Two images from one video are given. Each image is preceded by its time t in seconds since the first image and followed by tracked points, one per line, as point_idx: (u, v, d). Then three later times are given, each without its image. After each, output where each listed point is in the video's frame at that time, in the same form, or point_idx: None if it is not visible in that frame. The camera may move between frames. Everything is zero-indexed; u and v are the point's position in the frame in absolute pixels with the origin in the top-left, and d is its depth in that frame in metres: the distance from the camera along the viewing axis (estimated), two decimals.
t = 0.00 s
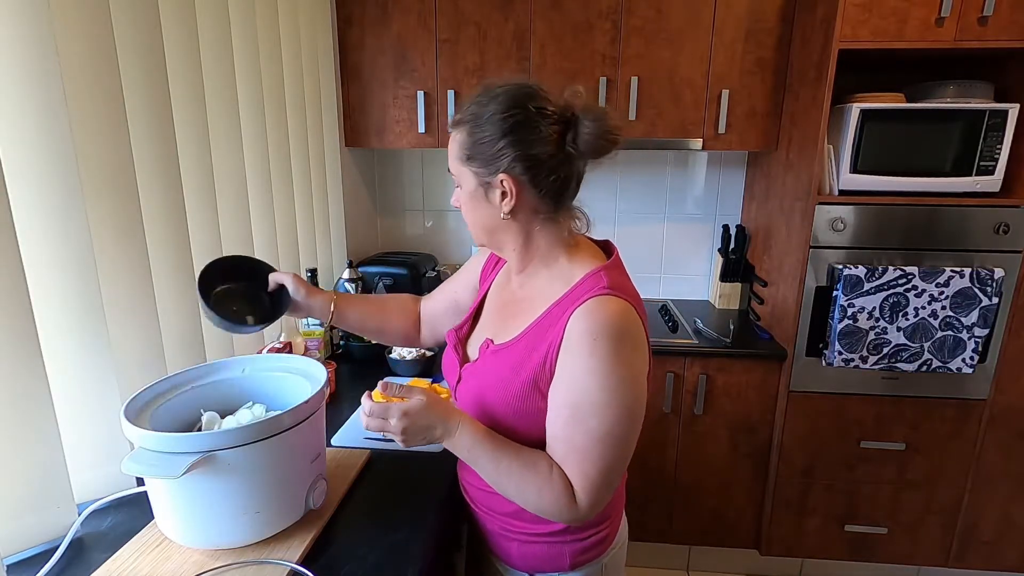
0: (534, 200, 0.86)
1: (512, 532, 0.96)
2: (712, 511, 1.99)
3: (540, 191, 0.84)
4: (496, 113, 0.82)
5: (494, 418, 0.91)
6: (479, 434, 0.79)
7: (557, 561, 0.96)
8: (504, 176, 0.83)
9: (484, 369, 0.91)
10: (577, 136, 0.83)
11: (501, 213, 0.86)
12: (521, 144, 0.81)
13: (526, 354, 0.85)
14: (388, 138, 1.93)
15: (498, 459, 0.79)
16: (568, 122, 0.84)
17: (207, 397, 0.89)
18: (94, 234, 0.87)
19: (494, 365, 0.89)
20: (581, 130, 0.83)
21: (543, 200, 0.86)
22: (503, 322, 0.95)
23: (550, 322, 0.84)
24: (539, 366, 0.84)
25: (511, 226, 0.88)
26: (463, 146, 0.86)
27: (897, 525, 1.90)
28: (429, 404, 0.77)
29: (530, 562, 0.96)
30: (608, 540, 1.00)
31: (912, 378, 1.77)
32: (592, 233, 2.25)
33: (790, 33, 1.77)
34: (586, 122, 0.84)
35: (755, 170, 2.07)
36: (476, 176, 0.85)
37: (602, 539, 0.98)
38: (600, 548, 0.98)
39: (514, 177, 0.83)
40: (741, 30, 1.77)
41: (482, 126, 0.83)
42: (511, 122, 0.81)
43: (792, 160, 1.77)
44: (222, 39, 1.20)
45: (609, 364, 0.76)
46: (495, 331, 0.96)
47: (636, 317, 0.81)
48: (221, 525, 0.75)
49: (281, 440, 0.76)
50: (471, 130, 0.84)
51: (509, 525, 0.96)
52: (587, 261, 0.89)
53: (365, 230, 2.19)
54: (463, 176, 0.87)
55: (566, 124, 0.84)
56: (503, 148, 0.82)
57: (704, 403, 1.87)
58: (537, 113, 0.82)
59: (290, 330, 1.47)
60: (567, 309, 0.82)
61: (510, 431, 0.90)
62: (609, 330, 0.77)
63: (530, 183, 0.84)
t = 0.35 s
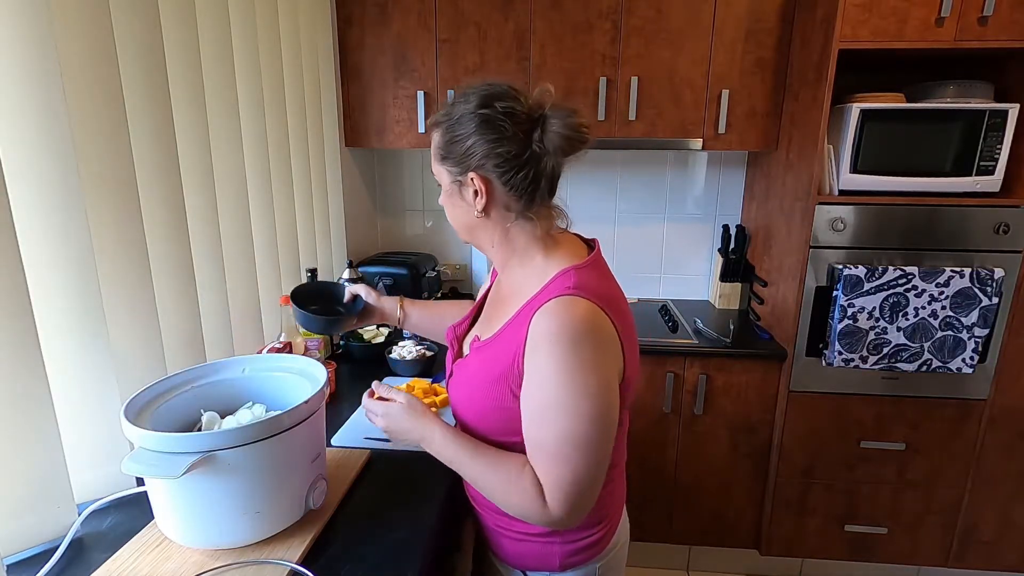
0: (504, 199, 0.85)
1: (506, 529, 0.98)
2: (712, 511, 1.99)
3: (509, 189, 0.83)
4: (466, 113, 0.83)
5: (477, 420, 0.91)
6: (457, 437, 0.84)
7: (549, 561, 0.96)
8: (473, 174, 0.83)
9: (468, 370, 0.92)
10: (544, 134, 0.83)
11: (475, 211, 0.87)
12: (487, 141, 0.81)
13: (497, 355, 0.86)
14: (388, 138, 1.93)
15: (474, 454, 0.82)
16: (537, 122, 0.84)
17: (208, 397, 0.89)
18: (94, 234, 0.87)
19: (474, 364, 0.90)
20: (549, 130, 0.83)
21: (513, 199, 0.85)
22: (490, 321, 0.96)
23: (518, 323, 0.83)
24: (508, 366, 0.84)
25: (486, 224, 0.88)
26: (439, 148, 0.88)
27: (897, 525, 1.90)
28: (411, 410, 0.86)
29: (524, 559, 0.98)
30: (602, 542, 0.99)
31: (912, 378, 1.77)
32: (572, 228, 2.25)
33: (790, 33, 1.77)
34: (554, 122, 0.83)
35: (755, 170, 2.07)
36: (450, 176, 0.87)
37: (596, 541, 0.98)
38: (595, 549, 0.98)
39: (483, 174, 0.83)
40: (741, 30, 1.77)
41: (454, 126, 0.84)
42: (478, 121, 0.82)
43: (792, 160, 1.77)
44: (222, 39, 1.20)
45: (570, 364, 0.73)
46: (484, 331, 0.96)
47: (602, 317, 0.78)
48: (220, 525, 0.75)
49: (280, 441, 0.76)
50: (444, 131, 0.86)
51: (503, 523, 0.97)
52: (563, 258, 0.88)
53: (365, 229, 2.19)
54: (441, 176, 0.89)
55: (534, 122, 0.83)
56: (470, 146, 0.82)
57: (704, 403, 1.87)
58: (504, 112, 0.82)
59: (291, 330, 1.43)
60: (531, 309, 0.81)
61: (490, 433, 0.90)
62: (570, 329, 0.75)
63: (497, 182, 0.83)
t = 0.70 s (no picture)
0: (511, 195, 0.85)
1: (493, 516, 1.00)
2: (712, 511, 1.99)
3: (516, 184, 0.84)
4: (466, 114, 0.83)
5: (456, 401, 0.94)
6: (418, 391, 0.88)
7: (531, 551, 0.98)
8: (478, 173, 0.83)
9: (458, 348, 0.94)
10: (544, 128, 0.84)
11: (481, 209, 0.86)
12: (492, 140, 0.81)
13: (474, 335, 0.89)
14: (388, 138, 1.93)
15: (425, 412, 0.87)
16: (535, 117, 0.84)
17: (208, 397, 0.89)
18: (94, 234, 0.87)
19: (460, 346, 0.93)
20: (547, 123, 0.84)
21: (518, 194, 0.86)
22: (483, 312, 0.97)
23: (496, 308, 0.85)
24: (478, 347, 0.87)
25: (490, 222, 0.88)
26: (439, 151, 0.87)
27: (897, 525, 1.90)
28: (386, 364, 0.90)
29: (508, 546, 1.00)
30: (586, 540, 0.99)
31: (912, 378, 1.77)
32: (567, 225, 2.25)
33: (790, 33, 1.77)
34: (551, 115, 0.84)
35: (755, 170, 2.08)
36: (453, 177, 0.86)
37: (579, 537, 0.98)
38: (577, 545, 0.99)
39: (489, 173, 0.83)
40: (741, 30, 1.77)
41: (453, 129, 0.84)
42: (480, 122, 0.82)
43: (792, 160, 1.77)
44: (222, 39, 1.20)
45: (518, 356, 0.74)
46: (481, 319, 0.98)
47: (571, 321, 0.78)
48: (219, 525, 0.75)
49: (280, 441, 0.76)
50: (444, 134, 0.85)
51: (492, 510, 0.99)
52: (551, 254, 0.88)
53: (365, 229, 2.19)
54: (443, 180, 0.88)
55: (532, 118, 0.84)
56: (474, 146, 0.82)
57: (704, 403, 1.88)
58: (503, 110, 0.82)
59: (291, 330, 1.42)
60: (511, 298, 0.83)
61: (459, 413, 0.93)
62: (533, 325, 0.75)
63: (502, 178, 0.84)
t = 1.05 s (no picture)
0: (523, 191, 0.86)
1: (491, 514, 0.99)
2: (712, 510, 1.99)
3: (530, 179, 0.85)
4: (478, 112, 0.82)
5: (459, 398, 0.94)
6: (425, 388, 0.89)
7: (530, 548, 0.98)
8: (492, 170, 0.83)
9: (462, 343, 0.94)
10: (554, 124, 0.85)
11: (493, 207, 0.86)
12: (506, 137, 0.81)
13: (481, 331, 0.89)
14: (388, 138, 1.93)
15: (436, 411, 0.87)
16: (544, 115, 0.86)
17: (208, 397, 0.89)
18: (94, 234, 0.87)
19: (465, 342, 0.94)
20: (556, 120, 0.85)
21: (529, 190, 0.87)
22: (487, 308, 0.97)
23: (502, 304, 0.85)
24: (486, 342, 0.87)
25: (499, 220, 0.88)
26: (447, 150, 0.86)
27: (897, 525, 1.90)
28: (393, 361, 0.91)
29: (506, 544, 0.99)
30: (584, 537, 0.99)
31: (912, 378, 1.77)
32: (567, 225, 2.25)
33: (790, 33, 1.77)
34: (560, 112, 0.86)
35: (755, 170, 2.08)
36: (462, 175, 0.85)
37: (578, 535, 0.99)
38: (576, 542, 0.99)
39: (505, 170, 0.83)
40: (741, 30, 1.77)
41: (464, 127, 0.83)
42: (493, 120, 0.82)
43: (792, 160, 1.77)
44: (222, 38, 1.20)
45: (529, 352, 0.74)
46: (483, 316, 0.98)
47: (576, 314, 0.78)
48: (220, 525, 0.75)
49: (280, 441, 0.76)
50: (453, 132, 0.84)
51: (490, 509, 0.99)
52: (554, 251, 0.88)
53: (365, 229, 2.19)
54: (451, 179, 0.87)
55: (540, 116, 0.85)
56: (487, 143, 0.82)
57: (704, 403, 1.88)
58: (514, 109, 0.83)
59: (291, 330, 1.42)
60: (515, 293, 0.83)
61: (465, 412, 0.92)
62: (540, 319, 0.75)
63: (516, 175, 0.84)
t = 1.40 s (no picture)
0: (538, 192, 0.86)
1: (500, 523, 0.98)
2: (712, 510, 1.99)
3: (547, 181, 0.86)
4: (498, 110, 0.81)
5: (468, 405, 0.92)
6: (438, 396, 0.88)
7: (543, 555, 0.97)
8: (513, 170, 0.82)
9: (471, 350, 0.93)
10: (568, 126, 0.87)
11: (509, 209, 0.85)
12: (526, 138, 0.82)
13: (494, 337, 0.88)
14: (388, 138, 1.93)
15: (457, 421, 0.84)
16: (560, 115, 0.87)
17: (208, 397, 0.89)
18: (94, 234, 0.87)
19: (474, 349, 0.92)
20: (572, 122, 0.87)
21: (544, 192, 0.87)
22: (493, 311, 0.97)
23: (517, 309, 0.84)
24: (501, 347, 0.86)
25: (514, 222, 0.88)
26: (459, 149, 0.84)
27: (897, 525, 1.90)
28: (403, 364, 0.89)
29: (518, 553, 0.99)
30: (595, 540, 1.00)
31: (912, 378, 1.77)
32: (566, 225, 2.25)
33: (790, 33, 1.77)
34: (574, 114, 0.87)
35: (755, 170, 2.07)
36: (477, 175, 0.83)
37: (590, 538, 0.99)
38: (588, 546, 0.99)
39: (525, 171, 0.83)
40: (741, 30, 1.77)
41: (481, 125, 0.81)
42: (513, 118, 0.81)
43: (792, 160, 1.77)
44: (222, 38, 1.20)
45: (552, 357, 0.74)
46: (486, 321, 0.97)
47: (596, 316, 0.78)
48: (220, 525, 0.75)
49: (280, 440, 0.76)
50: (468, 130, 0.82)
51: (499, 518, 0.98)
52: (566, 254, 0.89)
53: (365, 229, 2.19)
54: (463, 179, 0.85)
55: (556, 117, 0.86)
56: (508, 142, 0.81)
57: (704, 403, 1.88)
58: (533, 108, 0.83)
59: (291, 330, 1.40)
60: (531, 299, 0.82)
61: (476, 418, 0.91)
62: (561, 322, 0.75)
63: (534, 176, 0.84)
